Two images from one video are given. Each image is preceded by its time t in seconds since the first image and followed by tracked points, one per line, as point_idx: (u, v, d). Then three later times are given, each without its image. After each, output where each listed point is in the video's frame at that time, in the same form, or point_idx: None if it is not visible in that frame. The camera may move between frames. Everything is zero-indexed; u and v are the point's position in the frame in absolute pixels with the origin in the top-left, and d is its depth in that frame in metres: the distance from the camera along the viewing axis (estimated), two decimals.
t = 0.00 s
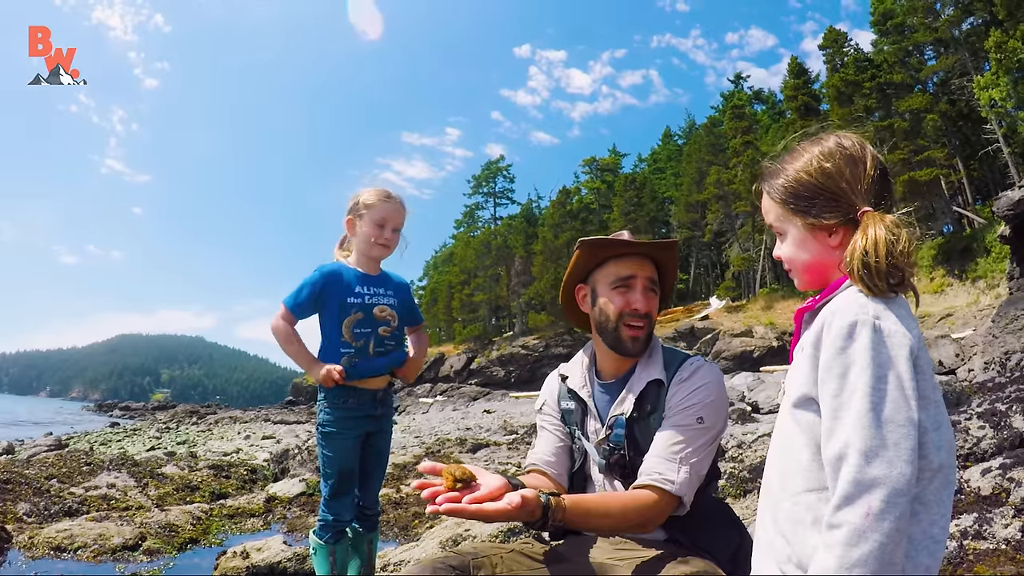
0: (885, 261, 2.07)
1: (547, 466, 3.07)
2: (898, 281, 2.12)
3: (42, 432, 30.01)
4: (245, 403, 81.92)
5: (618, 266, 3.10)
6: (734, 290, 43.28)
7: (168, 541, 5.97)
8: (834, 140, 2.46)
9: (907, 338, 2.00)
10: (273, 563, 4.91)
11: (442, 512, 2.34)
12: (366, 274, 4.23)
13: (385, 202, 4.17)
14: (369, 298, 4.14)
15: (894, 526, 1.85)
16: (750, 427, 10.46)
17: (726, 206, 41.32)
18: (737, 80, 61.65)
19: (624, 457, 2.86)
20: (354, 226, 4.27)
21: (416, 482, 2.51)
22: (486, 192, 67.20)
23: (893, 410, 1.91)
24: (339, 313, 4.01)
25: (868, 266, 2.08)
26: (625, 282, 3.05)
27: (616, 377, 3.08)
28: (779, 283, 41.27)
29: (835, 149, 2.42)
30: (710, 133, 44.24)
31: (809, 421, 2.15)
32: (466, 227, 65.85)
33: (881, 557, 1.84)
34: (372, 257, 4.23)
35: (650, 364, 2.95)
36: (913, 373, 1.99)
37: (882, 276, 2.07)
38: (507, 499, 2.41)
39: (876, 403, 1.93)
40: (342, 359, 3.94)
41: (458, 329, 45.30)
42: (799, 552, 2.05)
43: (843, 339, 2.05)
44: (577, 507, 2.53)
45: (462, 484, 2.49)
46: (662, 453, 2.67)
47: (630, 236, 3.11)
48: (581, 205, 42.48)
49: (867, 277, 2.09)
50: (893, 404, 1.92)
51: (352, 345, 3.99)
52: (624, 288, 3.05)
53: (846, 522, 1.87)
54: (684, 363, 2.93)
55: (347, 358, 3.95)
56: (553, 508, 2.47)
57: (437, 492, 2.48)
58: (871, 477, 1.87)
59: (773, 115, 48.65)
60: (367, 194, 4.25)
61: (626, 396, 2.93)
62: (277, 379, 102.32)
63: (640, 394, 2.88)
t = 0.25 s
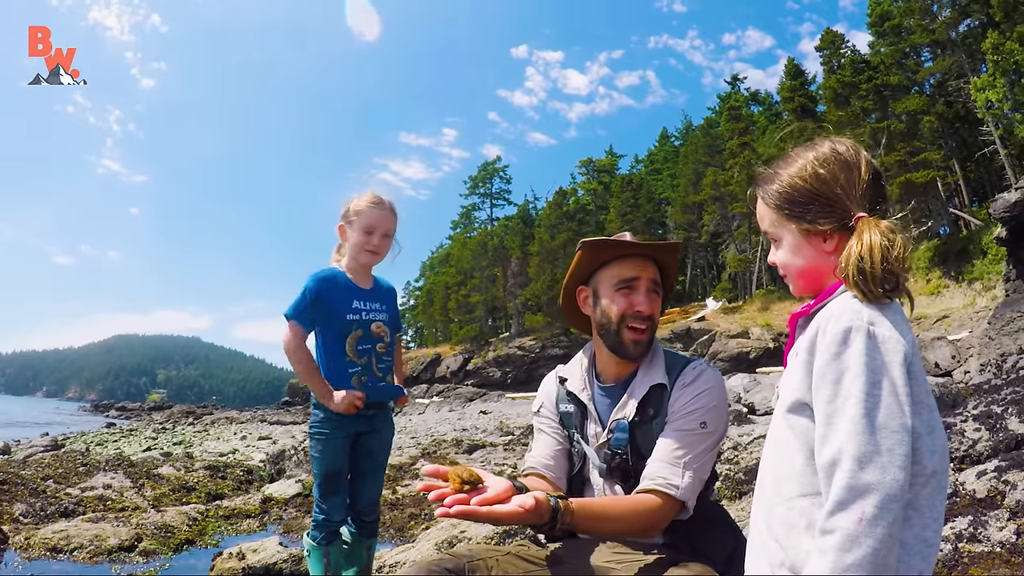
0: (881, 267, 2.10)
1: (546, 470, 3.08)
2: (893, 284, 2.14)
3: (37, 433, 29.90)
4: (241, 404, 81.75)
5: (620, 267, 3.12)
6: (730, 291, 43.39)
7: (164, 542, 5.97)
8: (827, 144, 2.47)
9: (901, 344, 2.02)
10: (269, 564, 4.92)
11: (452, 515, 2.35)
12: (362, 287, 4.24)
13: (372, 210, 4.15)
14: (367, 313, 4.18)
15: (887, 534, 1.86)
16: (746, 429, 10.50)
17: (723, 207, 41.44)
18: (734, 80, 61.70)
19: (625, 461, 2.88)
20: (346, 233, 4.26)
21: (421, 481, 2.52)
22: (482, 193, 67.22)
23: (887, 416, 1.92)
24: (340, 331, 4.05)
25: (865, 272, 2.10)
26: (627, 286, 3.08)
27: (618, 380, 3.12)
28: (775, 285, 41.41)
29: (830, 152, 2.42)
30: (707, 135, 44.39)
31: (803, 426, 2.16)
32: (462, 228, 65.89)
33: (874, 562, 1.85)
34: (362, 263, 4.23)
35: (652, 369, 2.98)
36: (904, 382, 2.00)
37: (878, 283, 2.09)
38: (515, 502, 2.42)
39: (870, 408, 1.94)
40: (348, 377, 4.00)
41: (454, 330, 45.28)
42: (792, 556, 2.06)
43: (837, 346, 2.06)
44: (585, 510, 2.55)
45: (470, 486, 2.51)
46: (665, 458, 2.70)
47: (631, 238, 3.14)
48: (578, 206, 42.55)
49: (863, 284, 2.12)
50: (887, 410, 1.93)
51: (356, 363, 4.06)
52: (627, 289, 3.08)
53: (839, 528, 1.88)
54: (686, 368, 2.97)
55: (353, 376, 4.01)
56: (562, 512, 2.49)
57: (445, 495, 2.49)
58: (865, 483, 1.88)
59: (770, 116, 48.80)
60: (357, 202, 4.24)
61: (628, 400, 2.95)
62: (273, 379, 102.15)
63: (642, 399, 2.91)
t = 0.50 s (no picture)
0: (879, 266, 2.09)
1: (546, 469, 3.04)
2: (890, 285, 2.14)
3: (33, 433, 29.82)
4: (238, 404, 81.75)
5: (625, 267, 3.13)
6: (728, 291, 43.45)
7: (161, 543, 5.96)
8: (822, 146, 2.48)
9: (898, 344, 2.01)
10: (266, 565, 4.92)
11: (461, 511, 2.36)
12: (356, 288, 4.26)
13: (365, 207, 4.20)
14: (362, 315, 4.19)
15: (884, 533, 1.86)
16: (743, 429, 10.52)
17: (720, 208, 41.51)
18: (732, 81, 61.73)
19: (628, 461, 2.89)
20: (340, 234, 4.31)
21: (427, 478, 2.52)
22: (480, 193, 67.25)
23: (885, 415, 1.92)
24: (334, 332, 4.05)
25: (863, 270, 2.10)
26: (632, 285, 3.10)
27: (621, 381, 3.15)
28: (772, 285, 41.48)
29: (824, 155, 2.44)
30: (704, 136, 44.49)
31: (801, 426, 2.15)
32: (459, 228, 65.89)
33: (873, 560, 1.84)
34: (356, 263, 4.26)
35: (657, 370, 3.01)
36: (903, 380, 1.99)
37: (874, 281, 2.08)
38: (525, 500, 2.44)
39: (868, 407, 1.93)
40: (343, 379, 3.97)
41: (451, 331, 45.25)
42: (790, 555, 2.06)
43: (834, 345, 2.05)
44: (592, 510, 2.56)
45: (477, 483, 2.53)
46: (670, 459, 2.71)
47: (636, 237, 3.17)
48: (575, 207, 42.57)
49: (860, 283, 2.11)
50: (885, 409, 1.92)
51: (351, 364, 4.03)
52: (636, 290, 3.09)
53: (837, 526, 1.88)
54: (692, 370, 2.99)
55: (348, 377, 3.99)
56: (570, 510, 2.51)
57: (451, 491, 2.51)
58: (863, 482, 1.87)
59: (767, 117, 48.89)
60: (348, 202, 4.29)
61: (633, 401, 2.97)
62: (270, 380, 102.03)
63: (647, 400, 2.93)
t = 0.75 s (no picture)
0: (889, 263, 2.06)
1: (547, 471, 3.05)
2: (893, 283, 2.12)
3: (31, 434, 29.82)
4: (235, 405, 81.76)
5: (626, 270, 3.15)
6: (725, 292, 43.57)
7: (157, 543, 5.95)
8: (819, 144, 2.43)
9: (895, 345, 1.97)
10: (263, 565, 4.92)
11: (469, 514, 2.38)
12: (347, 292, 4.23)
13: (354, 209, 4.22)
14: (350, 319, 4.14)
15: (882, 533, 1.80)
16: (740, 430, 10.56)
17: (717, 209, 41.66)
18: (729, 82, 61.85)
19: (630, 463, 2.91)
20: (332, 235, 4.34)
21: (432, 480, 2.53)
22: (477, 194, 67.33)
23: (881, 415, 1.88)
24: (321, 338, 4.05)
25: (872, 271, 2.05)
26: (631, 288, 3.11)
27: (622, 382, 3.16)
28: (769, 286, 41.64)
29: (824, 151, 2.38)
30: (701, 137, 44.62)
31: (797, 426, 2.11)
32: (457, 229, 66.01)
33: (870, 561, 1.79)
34: (348, 263, 4.25)
35: (659, 371, 3.03)
36: (900, 380, 1.95)
37: (881, 283, 2.05)
38: (532, 502, 2.47)
39: (864, 407, 1.89)
40: (327, 386, 3.97)
41: (448, 331, 45.29)
42: (784, 555, 2.01)
43: (831, 344, 2.00)
44: (598, 512, 2.58)
45: (483, 485, 2.55)
46: (673, 461, 2.74)
47: (635, 238, 3.17)
48: (572, 208, 42.68)
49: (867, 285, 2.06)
50: (881, 408, 1.88)
51: (335, 370, 4.01)
52: (637, 292, 3.11)
53: (833, 527, 1.82)
54: (693, 370, 3.02)
55: (331, 384, 3.98)
56: (577, 511, 2.53)
57: (458, 494, 2.51)
58: (860, 482, 1.82)
59: (764, 118, 49.05)
60: (339, 205, 4.30)
61: (634, 402, 2.99)
62: (268, 381, 102.07)
63: (650, 401, 2.95)
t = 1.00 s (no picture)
0: (873, 251, 1.99)
1: (546, 468, 3.05)
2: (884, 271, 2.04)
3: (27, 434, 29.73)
4: (232, 406, 81.65)
5: (624, 266, 3.17)
6: (722, 294, 43.65)
7: (153, 542, 5.96)
8: (809, 136, 2.40)
9: (895, 332, 1.92)
10: (258, 564, 4.93)
11: (474, 509, 2.40)
12: (353, 289, 4.30)
13: (357, 206, 4.25)
14: (358, 317, 4.23)
15: (888, 525, 1.76)
16: (738, 431, 10.58)
17: (714, 211, 41.75)
18: (727, 84, 61.98)
19: (631, 459, 2.93)
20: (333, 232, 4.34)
21: (436, 476, 2.55)
22: (474, 195, 67.38)
23: (887, 403, 1.82)
24: (331, 333, 4.08)
25: (857, 258, 1.99)
26: (631, 283, 3.14)
27: (621, 378, 3.19)
28: (767, 288, 41.74)
29: (815, 144, 2.34)
30: (699, 139, 44.72)
31: (796, 417, 2.06)
32: (454, 231, 66.08)
33: (877, 553, 1.75)
34: (352, 262, 4.31)
35: (659, 367, 3.05)
36: (900, 368, 1.91)
37: (868, 269, 1.98)
38: (537, 497, 2.50)
39: (869, 396, 1.83)
40: (338, 381, 4.01)
41: (445, 333, 45.29)
42: (787, 549, 1.97)
43: (833, 333, 1.95)
44: (603, 507, 2.60)
45: (485, 482, 2.57)
46: (675, 457, 2.76)
47: (634, 234, 3.22)
48: (569, 209, 42.76)
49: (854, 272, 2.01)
50: (887, 397, 1.83)
51: (346, 366, 4.06)
52: (634, 288, 3.13)
53: (840, 518, 1.78)
54: (693, 366, 3.05)
55: (342, 379, 4.03)
56: (582, 507, 2.55)
57: (460, 490, 2.53)
58: (866, 472, 1.77)
59: (762, 120, 49.16)
60: (343, 200, 4.33)
61: (635, 399, 3.02)
62: (264, 382, 101.95)
63: (650, 397, 2.98)
